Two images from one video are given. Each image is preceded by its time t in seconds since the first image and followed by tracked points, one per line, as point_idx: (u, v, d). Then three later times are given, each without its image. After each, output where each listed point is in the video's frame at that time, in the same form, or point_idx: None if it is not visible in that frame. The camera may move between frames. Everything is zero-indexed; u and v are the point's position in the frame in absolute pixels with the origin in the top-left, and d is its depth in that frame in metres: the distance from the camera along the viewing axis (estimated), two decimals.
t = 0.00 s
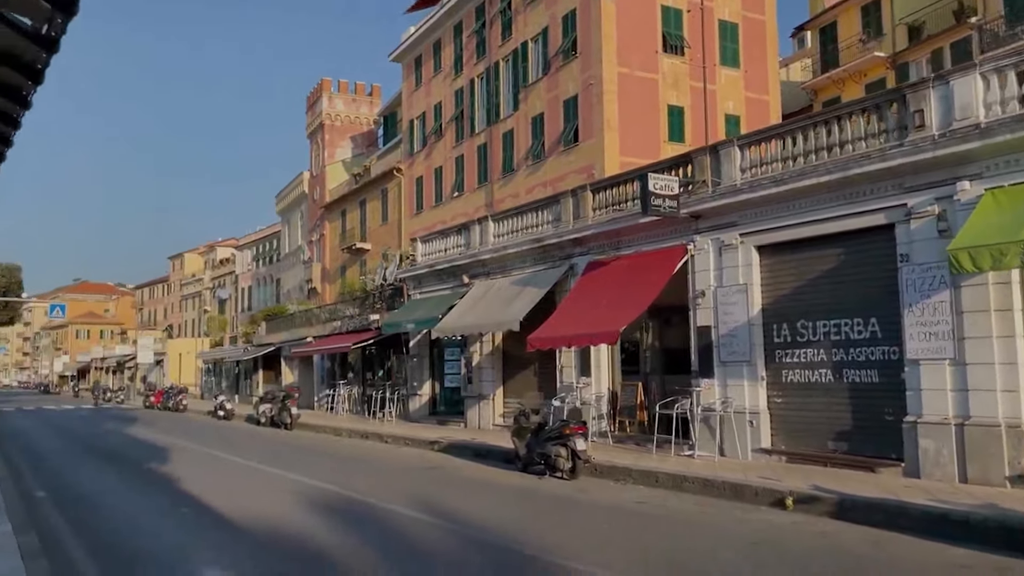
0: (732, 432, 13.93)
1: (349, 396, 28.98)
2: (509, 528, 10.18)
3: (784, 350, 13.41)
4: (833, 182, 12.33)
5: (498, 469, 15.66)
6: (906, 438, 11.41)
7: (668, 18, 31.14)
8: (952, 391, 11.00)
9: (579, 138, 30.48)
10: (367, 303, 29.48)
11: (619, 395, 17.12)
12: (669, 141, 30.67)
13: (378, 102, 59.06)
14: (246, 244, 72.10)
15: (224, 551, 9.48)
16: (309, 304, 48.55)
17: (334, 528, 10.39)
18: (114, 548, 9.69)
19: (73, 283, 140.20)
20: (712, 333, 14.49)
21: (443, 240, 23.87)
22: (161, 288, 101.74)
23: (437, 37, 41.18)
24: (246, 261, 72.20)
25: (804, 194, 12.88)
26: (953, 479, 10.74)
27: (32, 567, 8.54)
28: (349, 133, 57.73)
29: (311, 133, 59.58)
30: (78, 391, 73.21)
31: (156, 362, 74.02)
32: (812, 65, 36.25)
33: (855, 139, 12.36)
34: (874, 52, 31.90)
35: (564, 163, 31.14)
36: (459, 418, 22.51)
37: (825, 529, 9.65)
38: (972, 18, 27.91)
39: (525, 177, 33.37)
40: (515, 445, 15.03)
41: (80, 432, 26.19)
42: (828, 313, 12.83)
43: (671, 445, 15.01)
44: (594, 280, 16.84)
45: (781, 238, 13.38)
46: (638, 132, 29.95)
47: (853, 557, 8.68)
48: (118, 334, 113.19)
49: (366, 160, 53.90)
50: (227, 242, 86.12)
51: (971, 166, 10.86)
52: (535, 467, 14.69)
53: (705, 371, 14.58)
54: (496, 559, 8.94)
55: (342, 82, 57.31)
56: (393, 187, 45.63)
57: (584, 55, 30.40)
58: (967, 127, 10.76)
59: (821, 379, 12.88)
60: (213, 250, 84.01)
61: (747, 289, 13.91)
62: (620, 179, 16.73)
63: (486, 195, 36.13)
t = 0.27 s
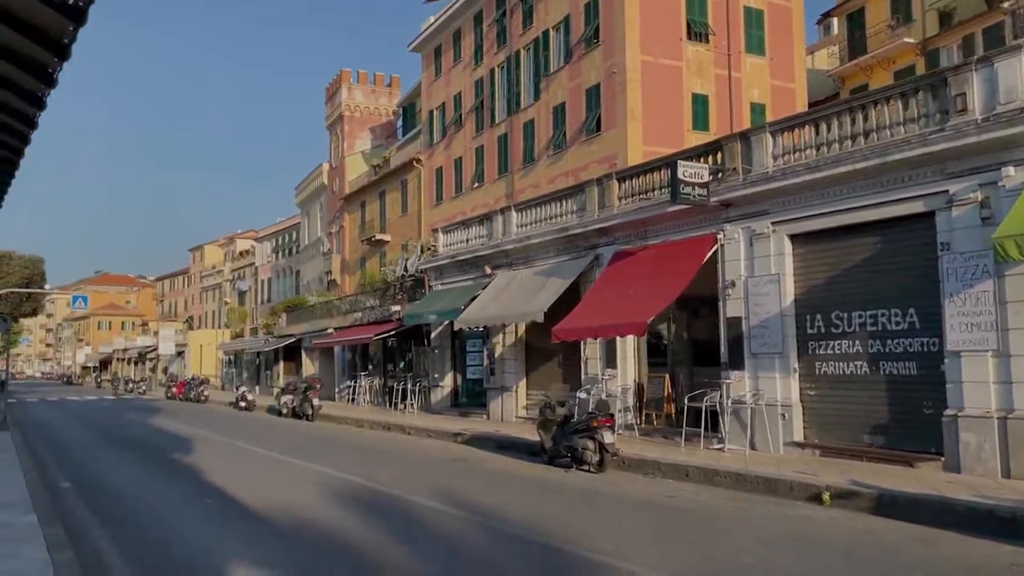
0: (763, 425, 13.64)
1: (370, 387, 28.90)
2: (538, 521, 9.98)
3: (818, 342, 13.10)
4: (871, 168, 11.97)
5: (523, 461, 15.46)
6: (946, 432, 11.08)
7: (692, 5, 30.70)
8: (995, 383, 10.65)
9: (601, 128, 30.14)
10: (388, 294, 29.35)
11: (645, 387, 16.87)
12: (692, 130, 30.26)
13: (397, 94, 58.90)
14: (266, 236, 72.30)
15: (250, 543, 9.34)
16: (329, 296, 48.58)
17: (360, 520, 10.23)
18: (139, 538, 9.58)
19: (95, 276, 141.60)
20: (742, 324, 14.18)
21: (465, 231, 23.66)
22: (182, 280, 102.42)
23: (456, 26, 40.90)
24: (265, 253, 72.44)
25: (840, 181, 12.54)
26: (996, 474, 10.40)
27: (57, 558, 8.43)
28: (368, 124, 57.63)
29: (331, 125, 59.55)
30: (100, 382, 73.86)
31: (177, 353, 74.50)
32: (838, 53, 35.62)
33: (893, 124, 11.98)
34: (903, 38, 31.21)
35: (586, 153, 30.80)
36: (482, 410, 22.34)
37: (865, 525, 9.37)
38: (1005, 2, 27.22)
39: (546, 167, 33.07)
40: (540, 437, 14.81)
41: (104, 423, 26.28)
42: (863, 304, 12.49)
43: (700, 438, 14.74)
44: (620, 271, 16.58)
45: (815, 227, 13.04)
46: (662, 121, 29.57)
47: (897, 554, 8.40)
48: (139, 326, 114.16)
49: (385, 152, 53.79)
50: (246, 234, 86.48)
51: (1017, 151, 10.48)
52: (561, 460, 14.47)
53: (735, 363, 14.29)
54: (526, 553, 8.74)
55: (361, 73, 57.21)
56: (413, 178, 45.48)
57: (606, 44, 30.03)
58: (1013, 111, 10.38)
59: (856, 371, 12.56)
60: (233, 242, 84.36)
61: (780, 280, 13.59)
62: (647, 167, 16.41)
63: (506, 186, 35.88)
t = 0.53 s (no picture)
0: (788, 419, 13.38)
1: (386, 379, 28.77)
2: (562, 516, 9.78)
3: (846, 334, 12.81)
4: (902, 157, 11.65)
5: (542, 454, 15.27)
6: (980, 427, 10.78)
7: None
8: None
9: (618, 118, 29.80)
10: (404, 286, 29.19)
11: (666, 380, 16.62)
12: (711, 121, 29.89)
13: (412, 85, 58.66)
14: (280, 229, 72.35)
15: (270, 536, 9.19)
16: (343, 288, 48.53)
17: (382, 514, 10.07)
18: (157, 530, 9.44)
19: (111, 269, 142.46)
20: (767, 317, 13.91)
21: (481, 222, 23.44)
22: (197, 272, 102.77)
23: (472, 17, 40.59)
24: (280, 245, 72.49)
25: (871, 170, 12.22)
26: None
27: (76, 550, 8.29)
28: (383, 116, 57.42)
29: (345, 117, 59.39)
30: (117, 373, 74.26)
31: (192, 345, 74.79)
32: (859, 42, 35.05)
33: (926, 111, 11.64)
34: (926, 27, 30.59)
35: (603, 144, 30.48)
36: (498, 403, 22.16)
37: (899, 523, 9.11)
38: None
39: (562, 159, 32.75)
40: (560, 430, 14.59)
41: (120, 414, 26.27)
42: (893, 295, 12.19)
43: (723, 432, 14.48)
44: (641, 262, 16.33)
45: (843, 217, 12.73)
46: (680, 112, 29.20)
47: (934, 552, 8.14)
48: (154, 318, 114.74)
49: (400, 144, 53.61)
50: (261, 226, 86.62)
51: None
52: (580, 454, 14.25)
53: (759, 356, 14.02)
54: (552, 548, 8.56)
55: (375, 64, 57.00)
56: (427, 170, 45.28)
57: (624, 33, 29.67)
58: None
59: (885, 364, 12.27)
60: (247, 234, 84.51)
61: (806, 271, 13.29)
62: (670, 157, 16.11)
63: (522, 177, 35.63)
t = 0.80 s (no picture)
0: (807, 417, 13.14)
1: (396, 375, 28.62)
2: (580, 516, 9.58)
3: (867, 332, 12.56)
4: (927, 149, 11.38)
5: (556, 452, 15.07)
6: (1007, 427, 10.52)
7: None
8: None
9: (630, 112, 29.52)
10: (414, 281, 29.00)
11: (681, 377, 16.40)
12: (724, 115, 29.59)
13: (421, 80, 58.44)
14: (288, 224, 72.26)
15: (281, 534, 9.02)
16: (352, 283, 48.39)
17: (396, 512, 9.88)
18: (168, 527, 9.28)
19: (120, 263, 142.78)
20: (786, 313, 13.67)
21: (493, 217, 23.22)
22: (205, 267, 102.92)
23: (482, 10, 40.31)
24: (288, 240, 72.44)
25: (894, 163, 11.94)
26: None
27: (86, 549, 8.13)
28: (391, 111, 57.21)
29: (354, 112, 59.22)
30: (126, 367, 74.39)
31: (201, 340, 74.84)
32: (874, 36, 34.62)
33: (953, 102, 11.36)
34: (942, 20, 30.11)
35: (614, 138, 30.19)
36: (510, 399, 21.96)
37: (927, 525, 8.88)
38: None
39: (573, 153, 32.48)
40: (574, 427, 14.38)
41: (130, 409, 26.19)
42: (917, 292, 11.92)
43: (740, 430, 14.25)
44: (656, 257, 16.11)
45: (865, 211, 12.47)
46: (693, 106, 28.89)
47: (965, 555, 7.91)
48: (163, 312, 115.00)
49: (408, 138, 53.38)
50: (269, 221, 86.59)
51: None
52: (595, 451, 14.04)
53: (778, 353, 13.79)
54: (571, 548, 8.36)
55: (385, 59, 56.79)
56: (437, 165, 45.06)
57: (636, 26, 29.38)
58: None
59: (908, 362, 12.01)
60: (256, 229, 84.49)
61: (827, 266, 13.03)
62: (686, 150, 15.86)
63: (532, 172, 35.38)
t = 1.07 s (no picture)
0: (824, 414, 12.89)
1: (403, 370, 28.41)
2: (596, 513, 9.35)
3: (887, 327, 12.30)
4: (949, 140, 11.10)
5: (567, 448, 14.84)
6: None
7: None
8: None
9: (640, 106, 29.25)
10: (420, 276, 28.77)
11: (694, 373, 16.16)
12: (735, 108, 29.31)
13: (427, 74, 58.17)
14: (293, 219, 72.10)
15: (288, 529, 8.81)
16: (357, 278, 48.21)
17: (407, 508, 9.66)
18: (175, 523, 9.05)
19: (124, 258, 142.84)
20: (803, 308, 13.43)
21: (501, 210, 22.96)
22: (210, 262, 102.85)
23: (489, 3, 40.02)
24: (293, 235, 72.27)
25: (916, 154, 11.66)
26: None
27: (91, 545, 7.91)
28: (397, 105, 56.99)
29: (359, 106, 58.97)
30: (130, 361, 74.30)
31: (205, 335, 74.78)
32: (886, 29, 34.23)
33: (976, 92, 11.06)
34: (955, 13, 29.70)
35: (623, 132, 29.92)
36: (518, 394, 21.74)
37: (955, 524, 8.63)
38: None
39: (581, 147, 32.21)
40: (587, 423, 14.14)
41: (134, 403, 26.01)
42: (939, 285, 11.66)
43: (755, 427, 14.00)
44: (668, 252, 15.86)
45: (885, 203, 12.21)
46: (703, 99, 28.63)
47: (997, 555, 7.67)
48: (167, 307, 114.97)
49: (414, 133, 53.14)
50: (274, 216, 86.47)
51: None
52: (607, 448, 13.80)
53: (795, 349, 13.54)
54: (589, 546, 8.12)
55: (390, 53, 56.53)
56: (443, 160, 44.81)
57: (646, 18, 29.10)
58: None
59: (929, 358, 11.74)
60: (260, 224, 84.31)
61: (845, 260, 12.78)
62: (700, 142, 15.59)
63: (539, 166, 35.13)
